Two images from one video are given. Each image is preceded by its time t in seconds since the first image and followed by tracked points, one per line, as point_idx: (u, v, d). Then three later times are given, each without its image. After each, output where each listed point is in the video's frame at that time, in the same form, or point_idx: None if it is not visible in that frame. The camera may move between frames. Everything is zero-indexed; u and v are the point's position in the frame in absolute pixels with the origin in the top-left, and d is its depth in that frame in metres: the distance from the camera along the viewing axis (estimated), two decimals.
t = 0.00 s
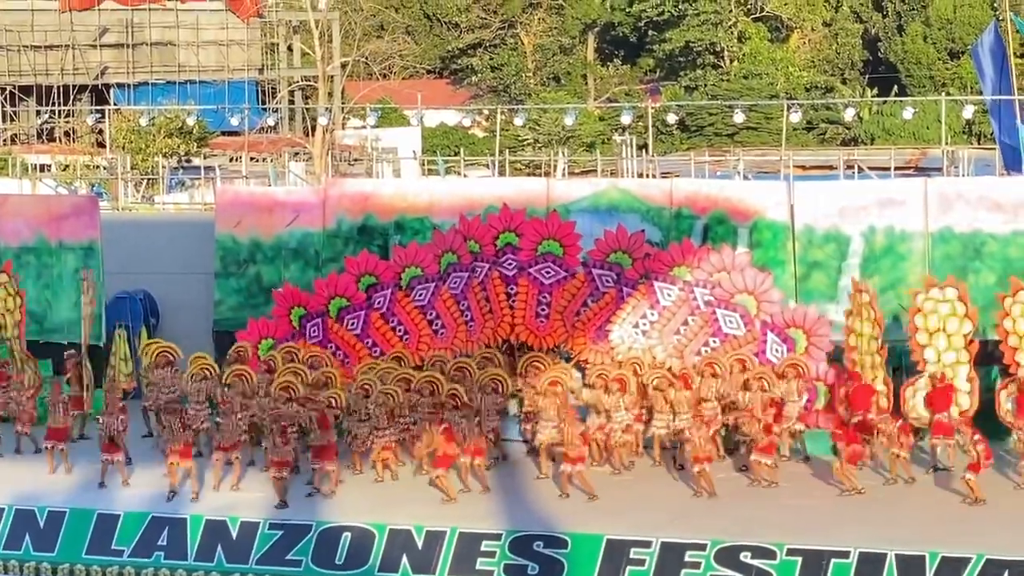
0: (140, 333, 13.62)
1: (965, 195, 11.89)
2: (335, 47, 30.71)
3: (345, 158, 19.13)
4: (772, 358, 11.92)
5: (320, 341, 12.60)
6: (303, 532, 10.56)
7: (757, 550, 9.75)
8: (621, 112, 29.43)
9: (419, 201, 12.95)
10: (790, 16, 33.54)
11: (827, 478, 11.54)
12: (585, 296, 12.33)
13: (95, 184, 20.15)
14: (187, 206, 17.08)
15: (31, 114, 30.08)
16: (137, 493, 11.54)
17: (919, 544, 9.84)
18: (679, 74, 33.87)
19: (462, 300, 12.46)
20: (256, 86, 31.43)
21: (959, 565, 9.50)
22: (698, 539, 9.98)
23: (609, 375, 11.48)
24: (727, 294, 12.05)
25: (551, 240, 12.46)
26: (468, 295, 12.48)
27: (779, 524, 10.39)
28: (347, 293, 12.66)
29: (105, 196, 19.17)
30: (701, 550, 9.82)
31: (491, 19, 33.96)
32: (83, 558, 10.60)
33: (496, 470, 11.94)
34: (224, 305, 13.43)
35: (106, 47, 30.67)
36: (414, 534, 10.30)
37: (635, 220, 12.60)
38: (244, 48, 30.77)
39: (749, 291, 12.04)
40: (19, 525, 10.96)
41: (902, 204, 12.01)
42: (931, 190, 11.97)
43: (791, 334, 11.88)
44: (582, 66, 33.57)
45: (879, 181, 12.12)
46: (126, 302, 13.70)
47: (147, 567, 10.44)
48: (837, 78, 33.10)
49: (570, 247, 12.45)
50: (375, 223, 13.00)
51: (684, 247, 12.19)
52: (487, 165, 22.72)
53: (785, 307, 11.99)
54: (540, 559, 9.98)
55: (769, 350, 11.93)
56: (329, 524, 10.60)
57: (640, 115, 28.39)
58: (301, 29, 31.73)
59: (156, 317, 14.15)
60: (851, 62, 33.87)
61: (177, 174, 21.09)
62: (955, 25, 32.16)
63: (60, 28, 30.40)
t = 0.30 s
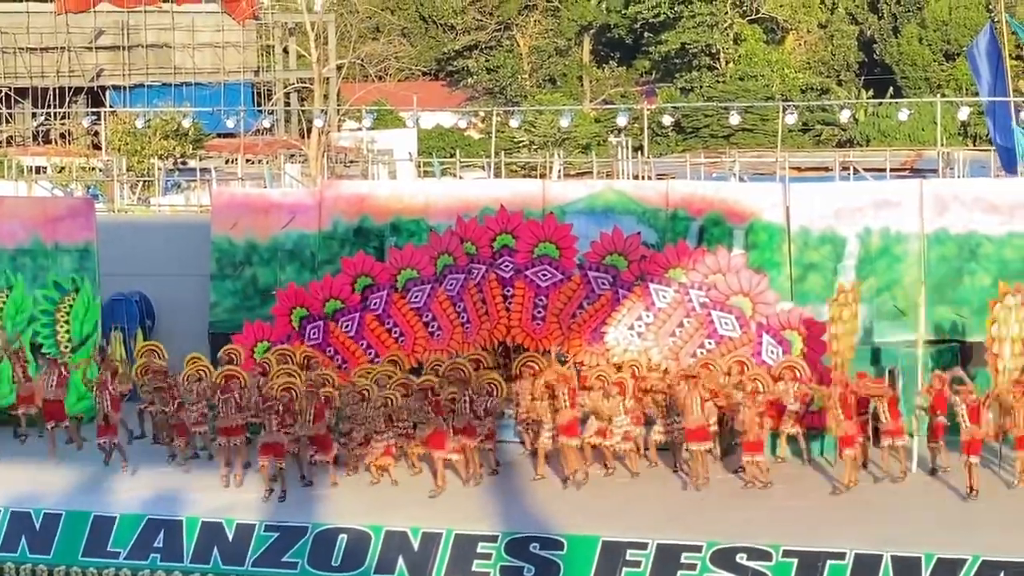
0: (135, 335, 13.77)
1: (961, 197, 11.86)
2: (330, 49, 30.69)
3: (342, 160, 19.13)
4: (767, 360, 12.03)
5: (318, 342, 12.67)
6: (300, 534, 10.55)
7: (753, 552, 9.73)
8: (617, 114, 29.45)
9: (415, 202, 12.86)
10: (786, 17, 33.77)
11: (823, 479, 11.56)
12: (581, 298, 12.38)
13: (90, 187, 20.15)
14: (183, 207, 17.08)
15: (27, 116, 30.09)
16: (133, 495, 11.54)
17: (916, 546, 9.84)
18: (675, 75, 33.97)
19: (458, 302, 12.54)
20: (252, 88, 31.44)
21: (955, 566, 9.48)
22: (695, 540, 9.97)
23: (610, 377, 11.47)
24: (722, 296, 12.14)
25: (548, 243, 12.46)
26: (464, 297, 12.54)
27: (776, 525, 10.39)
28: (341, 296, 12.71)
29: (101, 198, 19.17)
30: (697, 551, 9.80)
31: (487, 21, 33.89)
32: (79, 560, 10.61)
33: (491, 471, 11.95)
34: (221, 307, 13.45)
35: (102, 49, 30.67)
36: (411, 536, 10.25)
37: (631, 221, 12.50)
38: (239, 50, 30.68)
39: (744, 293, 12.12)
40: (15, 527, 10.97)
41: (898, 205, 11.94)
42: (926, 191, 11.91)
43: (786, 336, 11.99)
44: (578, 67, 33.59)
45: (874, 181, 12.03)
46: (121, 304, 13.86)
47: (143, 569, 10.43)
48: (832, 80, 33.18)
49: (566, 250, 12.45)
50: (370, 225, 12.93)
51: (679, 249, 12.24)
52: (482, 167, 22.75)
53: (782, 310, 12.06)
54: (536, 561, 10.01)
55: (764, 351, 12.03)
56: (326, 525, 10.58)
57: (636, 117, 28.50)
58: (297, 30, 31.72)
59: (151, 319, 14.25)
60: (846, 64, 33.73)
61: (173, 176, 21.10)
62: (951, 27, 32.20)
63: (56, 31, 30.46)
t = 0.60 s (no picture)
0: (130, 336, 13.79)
1: (957, 198, 11.89)
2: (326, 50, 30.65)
3: (337, 161, 19.12)
4: (763, 361, 11.96)
5: (314, 343, 12.63)
6: (295, 535, 10.56)
7: (749, 553, 9.74)
8: (612, 114, 29.43)
9: (411, 203, 12.91)
10: (782, 18, 33.56)
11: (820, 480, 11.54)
12: (576, 299, 12.34)
13: (86, 187, 20.13)
14: (179, 208, 17.07)
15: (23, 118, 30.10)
16: (127, 497, 11.54)
17: (911, 546, 9.84)
18: (670, 76, 34.07)
19: (454, 304, 12.49)
20: (248, 89, 31.43)
21: (951, 566, 9.48)
22: (690, 541, 9.98)
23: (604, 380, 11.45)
24: (717, 297, 12.11)
25: (544, 244, 12.46)
26: (459, 298, 12.51)
27: (771, 526, 10.40)
28: (336, 297, 12.70)
29: (97, 199, 19.16)
30: (692, 552, 9.81)
31: (482, 22, 33.67)
32: (75, 561, 10.60)
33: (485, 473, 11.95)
34: (217, 308, 13.49)
35: (97, 49, 30.65)
36: (406, 537, 10.30)
37: (626, 222, 12.56)
38: (235, 51, 30.81)
39: (739, 293, 12.10)
40: (11, 528, 10.98)
41: (894, 206, 11.99)
42: (922, 192, 11.97)
43: (781, 337, 11.97)
44: (574, 68, 33.71)
45: (871, 183, 12.07)
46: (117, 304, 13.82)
47: (139, 570, 10.42)
48: (828, 81, 33.19)
49: (562, 251, 12.46)
50: (366, 226, 12.99)
51: (674, 250, 12.24)
52: (478, 169, 22.74)
53: (776, 311, 12.05)
54: (532, 561, 9.99)
55: (760, 352, 11.97)
56: (321, 527, 10.60)
57: (631, 119, 28.48)
58: (292, 30, 31.67)
59: (147, 320, 14.28)
60: (842, 65, 33.76)
61: (168, 177, 21.08)
62: (946, 28, 32.13)
63: (52, 31, 30.45)
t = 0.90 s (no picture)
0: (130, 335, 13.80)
1: (956, 197, 11.82)
2: (326, 49, 30.67)
3: (337, 160, 19.10)
4: (763, 360, 11.94)
5: (315, 342, 12.64)
6: (295, 534, 10.56)
7: (748, 552, 9.75)
8: (612, 114, 29.43)
9: (410, 202, 12.93)
10: (780, 17, 33.50)
11: (822, 480, 11.53)
12: (576, 299, 12.36)
13: (86, 187, 20.14)
14: (178, 207, 17.07)
15: (22, 117, 30.15)
16: (127, 497, 11.54)
17: (910, 545, 9.86)
18: (670, 76, 34.10)
19: (453, 303, 12.48)
20: (248, 88, 31.46)
21: (950, 566, 9.49)
22: (690, 540, 9.99)
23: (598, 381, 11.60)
24: (716, 296, 12.13)
25: (542, 244, 12.49)
26: (459, 298, 12.50)
27: (770, 525, 10.40)
28: (338, 295, 12.71)
29: (96, 198, 19.17)
30: (692, 551, 9.82)
31: (482, 21, 33.55)
32: (75, 560, 10.61)
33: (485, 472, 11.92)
34: (216, 307, 13.48)
35: (97, 49, 30.69)
36: (406, 536, 10.30)
37: (626, 221, 12.62)
38: (234, 50, 30.71)
39: (738, 292, 12.12)
40: (11, 527, 10.98)
41: (894, 206, 11.98)
42: (922, 191, 11.93)
43: (781, 336, 11.95)
44: (573, 67, 33.76)
45: (870, 182, 12.07)
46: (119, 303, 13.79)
47: (139, 569, 10.43)
48: (827, 80, 33.19)
49: (560, 251, 12.49)
50: (366, 225, 13.00)
51: (674, 249, 12.27)
52: (478, 167, 22.75)
53: (774, 310, 12.08)
54: (532, 561, 10.00)
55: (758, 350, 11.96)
56: (321, 526, 10.60)
57: (631, 117, 28.50)
58: (292, 29, 31.69)
59: (147, 320, 14.27)
60: (842, 64, 33.80)
61: (168, 176, 21.07)
62: (946, 27, 32.07)
63: (51, 30, 30.42)
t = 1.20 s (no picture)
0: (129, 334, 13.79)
1: (955, 194, 11.79)
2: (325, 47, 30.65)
3: (336, 158, 19.07)
4: (762, 358, 11.94)
5: (313, 339, 12.51)
6: (293, 531, 10.56)
7: (746, 549, 9.75)
8: (611, 111, 29.42)
9: (409, 199, 12.91)
10: (779, 15, 33.43)
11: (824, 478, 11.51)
12: (573, 296, 12.35)
13: (85, 184, 20.12)
14: (177, 205, 17.04)
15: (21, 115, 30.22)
16: (127, 494, 11.56)
17: (909, 543, 9.85)
18: (669, 73, 34.06)
19: (451, 302, 12.47)
20: (247, 86, 31.47)
21: (948, 564, 9.50)
22: (688, 538, 9.99)
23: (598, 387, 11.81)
24: (714, 294, 12.07)
25: (538, 244, 12.44)
26: (456, 296, 12.47)
27: (767, 522, 10.39)
28: (339, 291, 12.58)
29: (95, 196, 19.15)
30: (690, 549, 9.83)
31: (480, 18, 33.89)
32: (73, 558, 10.61)
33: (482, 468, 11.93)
34: (215, 305, 13.42)
35: (96, 46, 30.73)
36: (405, 533, 10.32)
37: (624, 218, 12.65)
38: (234, 47, 30.64)
39: (737, 290, 12.04)
40: (10, 525, 10.99)
41: (893, 203, 11.96)
42: (921, 188, 11.89)
43: (779, 334, 11.90)
44: (571, 65, 33.58)
45: (869, 179, 12.08)
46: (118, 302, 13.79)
47: (138, 566, 10.44)
48: (826, 77, 33.15)
49: (556, 250, 12.42)
50: (365, 222, 12.99)
51: (671, 248, 12.20)
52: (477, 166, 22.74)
53: (773, 308, 12.02)
54: (531, 558, 10.00)
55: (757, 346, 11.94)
56: (320, 524, 10.61)
57: (629, 115, 28.50)
58: (291, 27, 31.67)
59: (145, 317, 14.26)
60: (841, 62, 33.89)
61: (167, 174, 21.05)
62: (945, 25, 32.05)
63: (50, 28, 30.40)
